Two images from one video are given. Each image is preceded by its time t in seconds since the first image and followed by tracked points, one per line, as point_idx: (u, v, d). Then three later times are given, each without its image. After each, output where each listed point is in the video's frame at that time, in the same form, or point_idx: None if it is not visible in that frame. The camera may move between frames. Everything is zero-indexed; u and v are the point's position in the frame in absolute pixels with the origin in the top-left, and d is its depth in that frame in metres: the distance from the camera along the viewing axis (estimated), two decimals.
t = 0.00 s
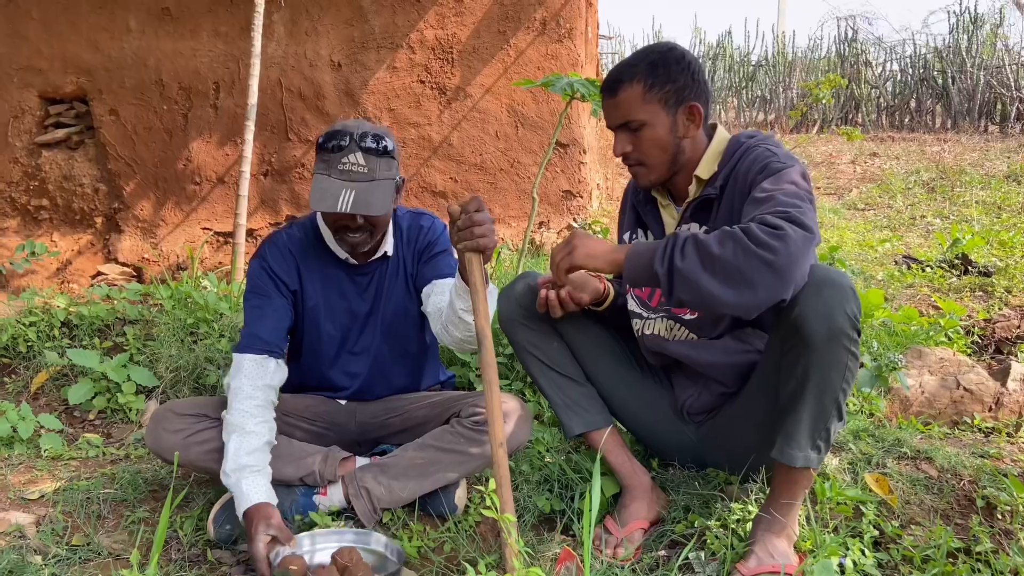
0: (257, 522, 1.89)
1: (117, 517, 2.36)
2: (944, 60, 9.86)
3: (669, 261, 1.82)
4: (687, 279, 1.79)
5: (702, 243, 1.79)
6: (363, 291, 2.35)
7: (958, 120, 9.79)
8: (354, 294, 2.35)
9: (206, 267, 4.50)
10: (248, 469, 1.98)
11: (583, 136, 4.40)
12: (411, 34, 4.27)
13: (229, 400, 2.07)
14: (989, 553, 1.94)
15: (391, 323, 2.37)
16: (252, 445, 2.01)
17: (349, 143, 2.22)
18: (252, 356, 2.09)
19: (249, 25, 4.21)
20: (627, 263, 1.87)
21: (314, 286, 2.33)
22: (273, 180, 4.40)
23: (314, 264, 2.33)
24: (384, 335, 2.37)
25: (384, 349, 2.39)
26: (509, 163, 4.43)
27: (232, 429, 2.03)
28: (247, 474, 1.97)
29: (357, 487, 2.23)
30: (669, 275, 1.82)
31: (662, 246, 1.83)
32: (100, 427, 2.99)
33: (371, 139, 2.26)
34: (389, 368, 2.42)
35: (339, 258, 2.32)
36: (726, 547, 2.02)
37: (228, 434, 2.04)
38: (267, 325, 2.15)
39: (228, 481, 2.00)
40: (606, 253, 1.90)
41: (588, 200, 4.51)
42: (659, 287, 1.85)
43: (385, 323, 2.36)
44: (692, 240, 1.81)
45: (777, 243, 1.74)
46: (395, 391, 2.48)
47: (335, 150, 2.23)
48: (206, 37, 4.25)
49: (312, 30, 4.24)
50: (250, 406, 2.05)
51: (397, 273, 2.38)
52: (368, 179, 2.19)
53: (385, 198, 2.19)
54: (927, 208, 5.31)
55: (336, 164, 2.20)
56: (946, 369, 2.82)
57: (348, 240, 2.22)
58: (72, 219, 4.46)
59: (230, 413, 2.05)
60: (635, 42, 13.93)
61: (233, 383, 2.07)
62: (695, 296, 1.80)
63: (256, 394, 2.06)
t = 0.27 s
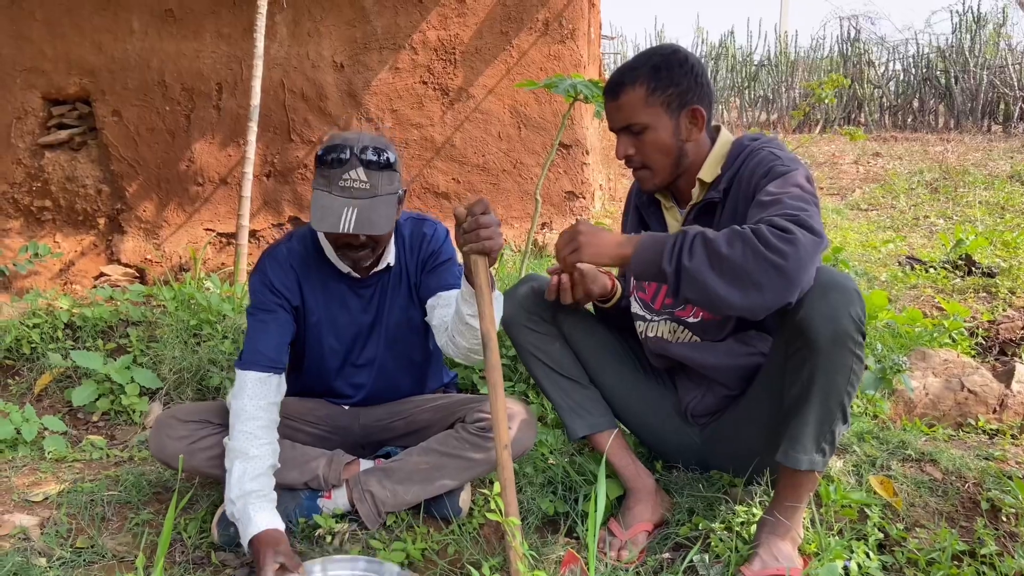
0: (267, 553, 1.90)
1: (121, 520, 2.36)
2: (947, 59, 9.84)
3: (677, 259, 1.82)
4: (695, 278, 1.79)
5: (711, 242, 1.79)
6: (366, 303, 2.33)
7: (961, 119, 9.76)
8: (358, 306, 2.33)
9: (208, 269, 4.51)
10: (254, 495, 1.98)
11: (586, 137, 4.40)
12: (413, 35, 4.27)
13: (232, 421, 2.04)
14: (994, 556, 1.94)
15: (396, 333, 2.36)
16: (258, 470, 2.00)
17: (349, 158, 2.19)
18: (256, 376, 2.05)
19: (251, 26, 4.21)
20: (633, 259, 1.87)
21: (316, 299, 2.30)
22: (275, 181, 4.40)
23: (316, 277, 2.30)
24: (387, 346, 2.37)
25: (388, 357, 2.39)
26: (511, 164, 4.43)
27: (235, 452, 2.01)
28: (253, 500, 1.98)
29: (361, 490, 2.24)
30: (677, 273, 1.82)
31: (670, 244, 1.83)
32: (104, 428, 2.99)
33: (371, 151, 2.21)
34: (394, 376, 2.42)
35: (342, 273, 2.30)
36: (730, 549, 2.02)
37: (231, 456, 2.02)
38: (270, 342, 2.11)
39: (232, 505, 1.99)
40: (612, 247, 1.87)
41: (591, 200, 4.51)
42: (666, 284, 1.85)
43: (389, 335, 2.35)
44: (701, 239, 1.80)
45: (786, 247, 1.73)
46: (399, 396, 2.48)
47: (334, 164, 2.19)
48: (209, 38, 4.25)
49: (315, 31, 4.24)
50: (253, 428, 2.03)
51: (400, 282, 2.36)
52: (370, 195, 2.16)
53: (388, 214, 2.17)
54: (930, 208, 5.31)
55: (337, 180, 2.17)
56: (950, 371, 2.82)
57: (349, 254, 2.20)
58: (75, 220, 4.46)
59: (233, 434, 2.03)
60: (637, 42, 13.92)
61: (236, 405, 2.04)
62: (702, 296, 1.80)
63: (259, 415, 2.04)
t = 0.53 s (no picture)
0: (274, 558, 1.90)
1: (124, 520, 2.37)
2: (949, 58, 9.81)
3: (684, 256, 1.82)
4: (701, 275, 1.79)
5: (719, 239, 1.79)
6: (366, 307, 2.33)
7: (963, 118, 9.73)
8: (358, 310, 2.33)
9: (210, 269, 4.51)
10: (258, 500, 1.98)
11: (588, 137, 4.39)
12: (415, 35, 4.27)
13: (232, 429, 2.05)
14: (996, 556, 1.94)
15: (397, 337, 2.36)
16: (261, 475, 2.01)
17: (349, 166, 2.20)
18: (257, 382, 2.07)
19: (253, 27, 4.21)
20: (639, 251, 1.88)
21: (317, 302, 2.30)
22: (277, 181, 4.41)
23: (316, 282, 2.30)
24: (388, 350, 2.37)
25: (389, 360, 2.39)
26: (513, 163, 4.43)
27: (238, 459, 2.02)
28: (259, 505, 1.97)
29: (363, 491, 2.24)
30: (683, 269, 1.83)
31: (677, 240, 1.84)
32: (107, 429, 3.00)
33: (370, 158, 2.22)
34: (396, 379, 2.42)
35: (342, 278, 2.30)
36: (732, 549, 2.02)
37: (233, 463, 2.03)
38: (270, 347, 2.12)
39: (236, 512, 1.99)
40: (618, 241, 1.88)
41: (592, 200, 4.51)
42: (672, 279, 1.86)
43: (390, 339, 2.36)
44: (708, 235, 1.81)
45: (793, 247, 1.73)
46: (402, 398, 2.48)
47: (334, 171, 2.20)
48: (211, 39, 4.26)
49: (316, 31, 4.25)
50: (254, 434, 2.04)
51: (400, 285, 2.36)
52: (370, 203, 2.17)
53: (388, 221, 2.17)
54: (932, 207, 5.30)
55: (337, 189, 2.17)
56: (952, 371, 2.82)
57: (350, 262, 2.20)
58: (77, 220, 4.47)
59: (234, 441, 2.03)
60: (639, 41, 13.89)
61: (236, 412, 2.05)
62: (707, 293, 1.80)
63: (260, 421, 2.06)
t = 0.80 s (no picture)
0: (287, 551, 1.90)
1: (125, 520, 2.37)
2: (951, 57, 9.79)
3: (690, 244, 1.82)
4: (709, 262, 1.79)
5: (725, 226, 1.79)
6: (366, 307, 2.34)
7: (965, 117, 9.70)
8: (357, 309, 2.33)
9: (211, 269, 4.52)
10: (270, 492, 1.98)
11: (588, 137, 4.39)
12: (415, 35, 4.27)
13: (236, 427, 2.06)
14: (996, 557, 1.94)
15: (397, 336, 2.36)
16: (270, 467, 2.01)
17: (345, 164, 2.19)
18: (257, 380, 2.09)
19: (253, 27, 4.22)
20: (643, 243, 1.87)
21: (316, 302, 2.31)
22: (278, 181, 4.41)
23: (316, 282, 2.31)
24: (388, 349, 2.37)
25: (390, 360, 2.39)
26: (513, 163, 4.43)
27: (244, 455, 2.02)
28: (270, 497, 1.98)
29: (364, 491, 2.24)
30: (690, 258, 1.82)
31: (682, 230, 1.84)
32: (108, 429, 3.00)
33: (368, 156, 2.22)
34: (396, 379, 2.42)
35: (340, 278, 2.30)
36: (732, 549, 2.03)
37: (239, 460, 2.02)
38: (270, 346, 2.14)
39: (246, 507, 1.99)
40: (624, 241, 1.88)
41: (593, 200, 4.51)
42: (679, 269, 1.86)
43: (389, 338, 2.36)
44: (714, 223, 1.81)
45: (801, 231, 1.75)
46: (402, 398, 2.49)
47: (332, 170, 2.20)
48: (211, 39, 4.26)
49: (317, 31, 4.25)
50: (259, 430, 2.05)
51: (400, 285, 2.36)
52: (367, 201, 2.17)
53: (385, 219, 2.17)
54: (933, 207, 5.30)
55: (334, 188, 2.17)
56: (952, 371, 2.82)
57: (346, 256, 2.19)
58: (78, 221, 4.47)
59: (239, 439, 2.04)
60: (639, 40, 13.89)
61: (239, 411, 2.06)
62: (716, 280, 1.81)
63: (264, 417, 2.07)
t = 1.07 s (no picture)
0: (295, 543, 1.90)
1: (126, 518, 2.37)
2: (952, 56, 9.77)
3: (747, 241, 1.87)
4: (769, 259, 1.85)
5: (782, 223, 1.85)
6: (366, 302, 2.34)
7: (967, 116, 9.67)
8: (358, 304, 2.34)
9: (213, 268, 4.52)
10: (279, 484, 1.99)
11: (589, 136, 4.39)
12: (416, 34, 4.27)
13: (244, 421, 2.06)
14: (997, 555, 1.94)
15: (398, 332, 2.36)
16: (279, 460, 2.02)
17: (341, 159, 2.19)
18: (263, 374, 2.09)
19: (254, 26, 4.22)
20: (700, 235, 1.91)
21: (316, 296, 2.31)
22: (279, 180, 4.41)
23: (317, 277, 2.32)
24: (389, 345, 2.37)
25: (392, 356, 2.39)
26: (514, 162, 4.43)
27: (254, 448, 2.02)
28: (281, 489, 1.98)
29: (365, 489, 2.24)
30: (746, 254, 1.88)
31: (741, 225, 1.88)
32: (109, 427, 3.01)
33: (365, 150, 2.22)
34: (397, 375, 2.43)
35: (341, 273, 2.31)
36: (733, 548, 2.02)
37: (248, 453, 2.03)
38: (274, 341, 2.15)
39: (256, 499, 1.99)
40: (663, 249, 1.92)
41: (594, 199, 4.51)
42: (733, 263, 1.91)
43: (391, 334, 2.36)
44: (770, 220, 1.86)
45: (856, 228, 1.83)
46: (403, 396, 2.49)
47: (328, 165, 2.20)
48: (213, 38, 4.26)
49: (318, 30, 4.26)
50: (266, 424, 2.06)
51: (401, 280, 2.36)
52: (363, 193, 2.17)
53: (382, 210, 2.16)
54: (935, 205, 5.29)
55: (330, 181, 2.17)
56: (953, 369, 2.81)
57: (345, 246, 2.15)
58: (80, 219, 4.48)
59: (247, 433, 2.04)
60: (641, 40, 13.88)
61: (246, 405, 2.06)
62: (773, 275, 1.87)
63: (271, 411, 2.08)
